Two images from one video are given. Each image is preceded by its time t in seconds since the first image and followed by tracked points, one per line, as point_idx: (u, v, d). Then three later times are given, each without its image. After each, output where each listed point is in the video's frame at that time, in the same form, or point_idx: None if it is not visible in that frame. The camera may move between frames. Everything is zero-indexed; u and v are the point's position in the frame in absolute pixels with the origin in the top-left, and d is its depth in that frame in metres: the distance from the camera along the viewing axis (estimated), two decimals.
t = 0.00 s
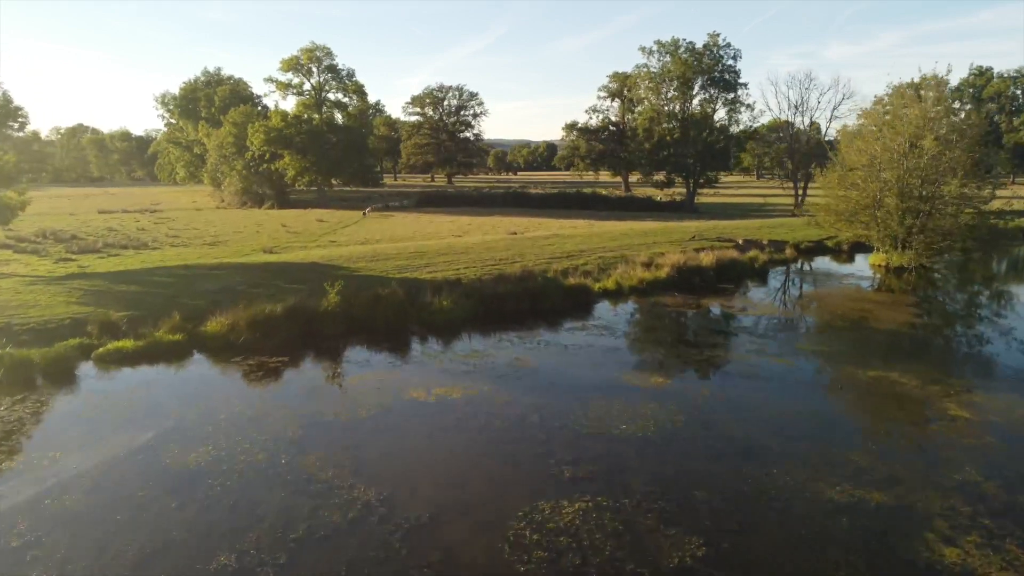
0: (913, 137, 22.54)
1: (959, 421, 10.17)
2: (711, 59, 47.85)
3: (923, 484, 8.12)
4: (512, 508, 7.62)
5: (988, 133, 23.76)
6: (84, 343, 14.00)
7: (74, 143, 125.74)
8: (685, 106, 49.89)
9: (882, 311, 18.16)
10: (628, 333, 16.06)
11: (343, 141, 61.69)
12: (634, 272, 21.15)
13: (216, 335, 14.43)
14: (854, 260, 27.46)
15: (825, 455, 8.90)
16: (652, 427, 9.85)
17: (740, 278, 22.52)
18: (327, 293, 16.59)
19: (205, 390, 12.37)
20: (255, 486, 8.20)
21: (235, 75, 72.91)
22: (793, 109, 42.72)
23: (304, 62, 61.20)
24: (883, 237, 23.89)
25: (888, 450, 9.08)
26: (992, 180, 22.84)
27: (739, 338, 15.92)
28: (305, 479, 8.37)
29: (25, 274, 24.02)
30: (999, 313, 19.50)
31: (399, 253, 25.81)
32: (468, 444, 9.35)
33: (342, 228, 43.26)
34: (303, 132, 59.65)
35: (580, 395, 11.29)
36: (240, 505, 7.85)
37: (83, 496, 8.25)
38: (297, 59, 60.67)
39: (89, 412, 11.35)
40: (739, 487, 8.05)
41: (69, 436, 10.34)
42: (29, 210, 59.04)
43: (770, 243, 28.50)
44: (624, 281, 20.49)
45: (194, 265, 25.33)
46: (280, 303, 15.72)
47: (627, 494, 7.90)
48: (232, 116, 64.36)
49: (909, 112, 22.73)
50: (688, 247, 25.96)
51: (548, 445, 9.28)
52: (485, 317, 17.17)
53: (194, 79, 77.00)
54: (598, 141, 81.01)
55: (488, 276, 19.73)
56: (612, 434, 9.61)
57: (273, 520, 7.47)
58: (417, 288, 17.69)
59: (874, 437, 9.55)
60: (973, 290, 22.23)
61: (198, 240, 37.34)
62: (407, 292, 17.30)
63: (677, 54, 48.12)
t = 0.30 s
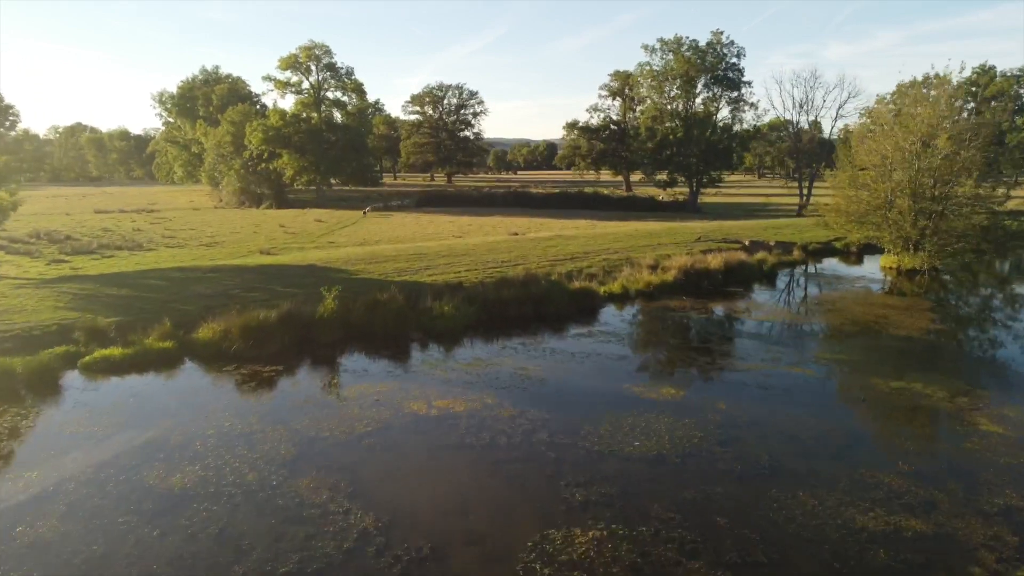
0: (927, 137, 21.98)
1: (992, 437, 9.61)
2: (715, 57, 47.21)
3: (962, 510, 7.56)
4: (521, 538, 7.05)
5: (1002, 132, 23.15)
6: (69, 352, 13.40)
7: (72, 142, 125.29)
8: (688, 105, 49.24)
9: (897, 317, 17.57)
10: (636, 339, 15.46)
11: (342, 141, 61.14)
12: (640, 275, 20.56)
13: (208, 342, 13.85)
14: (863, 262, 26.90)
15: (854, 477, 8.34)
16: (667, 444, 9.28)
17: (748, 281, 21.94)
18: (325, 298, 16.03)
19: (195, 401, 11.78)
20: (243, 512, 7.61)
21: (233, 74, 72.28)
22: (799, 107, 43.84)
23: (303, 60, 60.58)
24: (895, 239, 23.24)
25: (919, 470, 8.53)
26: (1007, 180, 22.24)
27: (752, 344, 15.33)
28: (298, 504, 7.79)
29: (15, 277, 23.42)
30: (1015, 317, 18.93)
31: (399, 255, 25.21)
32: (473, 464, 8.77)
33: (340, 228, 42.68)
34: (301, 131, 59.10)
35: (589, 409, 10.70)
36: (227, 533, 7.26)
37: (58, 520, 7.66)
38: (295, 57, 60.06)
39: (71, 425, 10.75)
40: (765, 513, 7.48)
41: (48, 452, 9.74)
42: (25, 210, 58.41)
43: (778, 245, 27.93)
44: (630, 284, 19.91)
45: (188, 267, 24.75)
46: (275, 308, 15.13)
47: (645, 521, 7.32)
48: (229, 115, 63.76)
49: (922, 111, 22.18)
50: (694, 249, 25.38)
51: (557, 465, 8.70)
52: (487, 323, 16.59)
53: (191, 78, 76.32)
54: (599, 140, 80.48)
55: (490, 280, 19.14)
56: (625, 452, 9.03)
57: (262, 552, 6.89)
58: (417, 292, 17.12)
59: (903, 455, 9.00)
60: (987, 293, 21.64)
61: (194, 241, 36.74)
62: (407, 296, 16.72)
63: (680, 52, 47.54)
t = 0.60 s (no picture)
0: (942, 136, 21.31)
1: None
2: (719, 55, 46.61)
3: (1013, 548, 6.93)
4: None
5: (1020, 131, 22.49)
6: (51, 363, 12.73)
7: (70, 141, 124.70)
8: (692, 104, 48.48)
9: (916, 324, 16.90)
10: (646, 348, 14.80)
11: (341, 140, 60.45)
12: (647, 279, 19.91)
13: (198, 352, 13.19)
14: (873, 264, 26.25)
15: (891, 506, 7.71)
16: (686, 467, 8.63)
17: (758, 284, 21.31)
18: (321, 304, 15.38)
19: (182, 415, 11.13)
20: (228, 548, 6.98)
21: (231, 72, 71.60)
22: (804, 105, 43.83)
23: (301, 58, 59.90)
24: (910, 242, 22.53)
25: (961, 499, 7.89)
26: None
27: (767, 352, 14.69)
28: (288, 539, 7.15)
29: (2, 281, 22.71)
30: None
31: (398, 257, 24.55)
32: (478, 491, 8.13)
33: (339, 229, 42.00)
34: (300, 130, 58.42)
35: (600, 427, 10.06)
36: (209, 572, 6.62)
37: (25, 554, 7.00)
38: (293, 55, 59.37)
39: (49, 442, 10.10)
40: (799, 550, 6.85)
41: (21, 472, 9.10)
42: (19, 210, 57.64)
43: (787, 247, 27.27)
44: (638, 288, 19.27)
45: (181, 270, 24.07)
46: (268, 316, 14.48)
47: (667, 560, 6.70)
48: (227, 114, 63.02)
49: (938, 110, 21.50)
50: (702, 251, 24.71)
51: (569, 492, 8.05)
52: (490, 330, 15.93)
53: (189, 76, 75.62)
54: (600, 139, 79.82)
55: (493, 284, 18.49)
56: (642, 477, 8.39)
57: None
58: (418, 298, 16.46)
59: (942, 480, 8.35)
60: (1004, 297, 20.98)
61: (189, 242, 36.01)
62: (406, 303, 16.06)
63: (683, 50, 46.90)
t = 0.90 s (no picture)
0: (956, 137, 20.79)
1: None
2: (722, 54, 46.01)
3: None
4: None
5: None
6: (34, 374, 12.15)
7: (68, 140, 124.27)
8: (695, 103, 47.97)
9: (934, 330, 16.36)
10: (655, 357, 14.23)
11: (340, 139, 59.90)
12: (654, 284, 19.33)
13: (188, 363, 12.61)
14: (882, 267, 25.74)
15: (929, 537, 7.14)
16: (705, 492, 8.05)
17: (768, 289, 20.73)
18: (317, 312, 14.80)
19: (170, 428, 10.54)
20: None
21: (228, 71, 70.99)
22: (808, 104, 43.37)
23: (299, 57, 59.26)
24: (922, 245, 21.98)
25: (1003, 528, 7.32)
26: None
27: (782, 359, 14.11)
28: None
29: None
30: None
31: (397, 260, 23.95)
32: (482, 521, 7.54)
33: (338, 229, 41.47)
34: (298, 129, 57.84)
35: (611, 446, 9.47)
36: None
37: None
38: (291, 53, 58.78)
39: (25, 460, 9.50)
40: None
41: None
42: (14, 210, 57.02)
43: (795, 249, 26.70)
44: (644, 293, 18.69)
45: (175, 273, 23.50)
46: (262, 325, 13.90)
47: None
48: (224, 113, 62.42)
49: (952, 110, 20.97)
50: (708, 254, 24.13)
51: (580, 522, 7.46)
52: (493, 338, 15.37)
53: (186, 74, 75.03)
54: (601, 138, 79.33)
55: (495, 290, 17.91)
56: (658, 503, 7.81)
57: None
58: (417, 305, 15.88)
59: (980, 506, 7.78)
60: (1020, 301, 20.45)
61: (185, 243, 35.43)
62: (406, 310, 15.48)
63: (686, 48, 46.29)
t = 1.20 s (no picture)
0: (973, 137, 20.10)
1: None
2: (726, 52, 45.34)
3: None
4: None
5: None
6: (11, 389, 11.49)
7: (66, 139, 123.85)
8: (698, 102, 47.37)
9: (955, 339, 15.68)
10: (667, 369, 13.56)
11: (339, 139, 59.25)
12: (662, 290, 18.67)
13: (175, 377, 11.94)
14: (894, 270, 25.10)
15: None
16: (730, 527, 7.39)
17: (779, 293, 20.09)
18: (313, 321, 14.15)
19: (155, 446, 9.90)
20: None
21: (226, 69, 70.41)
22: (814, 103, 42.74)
23: (297, 55, 58.61)
24: (938, 249, 21.25)
25: None
26: None
27: (799, 370, 13.44)
28: None
29: None
30: None
31: (397, 263, 23.33)
32: (486, 561, 6.86)
33: (337, 231, 40.82)
34: (296, 129, 57.18)
35: (625, 472, 8.80)
36: None
37: None
38: (289, 52, 58.08)
39: None
40: None
41: None
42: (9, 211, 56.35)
43: (805, 252, 26.08)
44: (653, 300, 18.05)
45: (168, 277, 22.90)
46: (254, 335, 13.23)
47: None
48: (222, 112, 61.77)
49: (968, 110, 20.32)
50: (716, 258, 23.50)
51: (595, 563, 6.79)
52: (496, 348, 14.70)
53: (184, 73, 74.44)
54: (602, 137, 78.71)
55: (498, 296, 17.26)
56: (679, 539, 7.15)
57: None
58: (417, 312, 15.22)
59: None
60: None
61: (180, 245, 34.79)
62: (405, 318, 14.82)
63: (690, 47, 45.66)
